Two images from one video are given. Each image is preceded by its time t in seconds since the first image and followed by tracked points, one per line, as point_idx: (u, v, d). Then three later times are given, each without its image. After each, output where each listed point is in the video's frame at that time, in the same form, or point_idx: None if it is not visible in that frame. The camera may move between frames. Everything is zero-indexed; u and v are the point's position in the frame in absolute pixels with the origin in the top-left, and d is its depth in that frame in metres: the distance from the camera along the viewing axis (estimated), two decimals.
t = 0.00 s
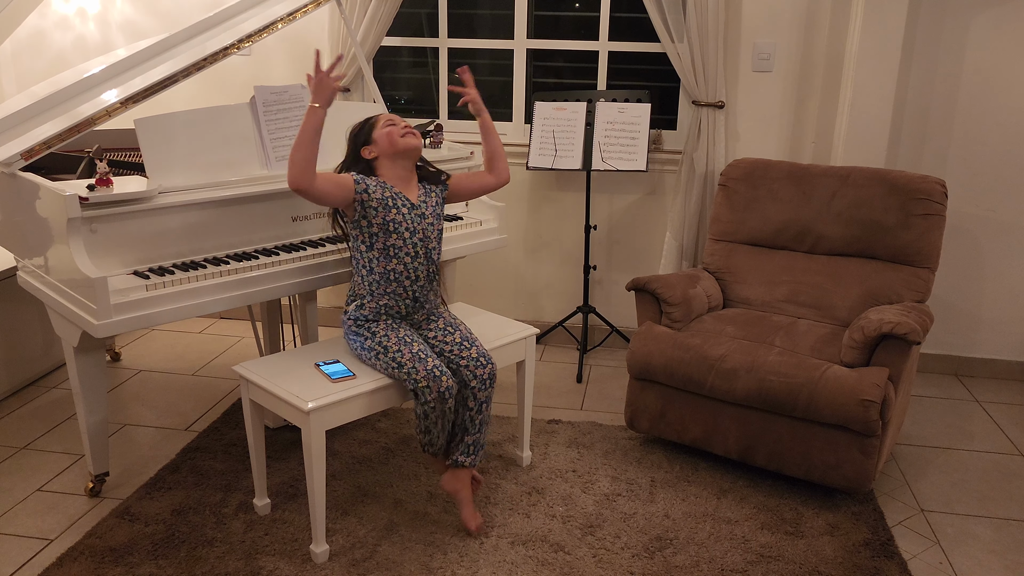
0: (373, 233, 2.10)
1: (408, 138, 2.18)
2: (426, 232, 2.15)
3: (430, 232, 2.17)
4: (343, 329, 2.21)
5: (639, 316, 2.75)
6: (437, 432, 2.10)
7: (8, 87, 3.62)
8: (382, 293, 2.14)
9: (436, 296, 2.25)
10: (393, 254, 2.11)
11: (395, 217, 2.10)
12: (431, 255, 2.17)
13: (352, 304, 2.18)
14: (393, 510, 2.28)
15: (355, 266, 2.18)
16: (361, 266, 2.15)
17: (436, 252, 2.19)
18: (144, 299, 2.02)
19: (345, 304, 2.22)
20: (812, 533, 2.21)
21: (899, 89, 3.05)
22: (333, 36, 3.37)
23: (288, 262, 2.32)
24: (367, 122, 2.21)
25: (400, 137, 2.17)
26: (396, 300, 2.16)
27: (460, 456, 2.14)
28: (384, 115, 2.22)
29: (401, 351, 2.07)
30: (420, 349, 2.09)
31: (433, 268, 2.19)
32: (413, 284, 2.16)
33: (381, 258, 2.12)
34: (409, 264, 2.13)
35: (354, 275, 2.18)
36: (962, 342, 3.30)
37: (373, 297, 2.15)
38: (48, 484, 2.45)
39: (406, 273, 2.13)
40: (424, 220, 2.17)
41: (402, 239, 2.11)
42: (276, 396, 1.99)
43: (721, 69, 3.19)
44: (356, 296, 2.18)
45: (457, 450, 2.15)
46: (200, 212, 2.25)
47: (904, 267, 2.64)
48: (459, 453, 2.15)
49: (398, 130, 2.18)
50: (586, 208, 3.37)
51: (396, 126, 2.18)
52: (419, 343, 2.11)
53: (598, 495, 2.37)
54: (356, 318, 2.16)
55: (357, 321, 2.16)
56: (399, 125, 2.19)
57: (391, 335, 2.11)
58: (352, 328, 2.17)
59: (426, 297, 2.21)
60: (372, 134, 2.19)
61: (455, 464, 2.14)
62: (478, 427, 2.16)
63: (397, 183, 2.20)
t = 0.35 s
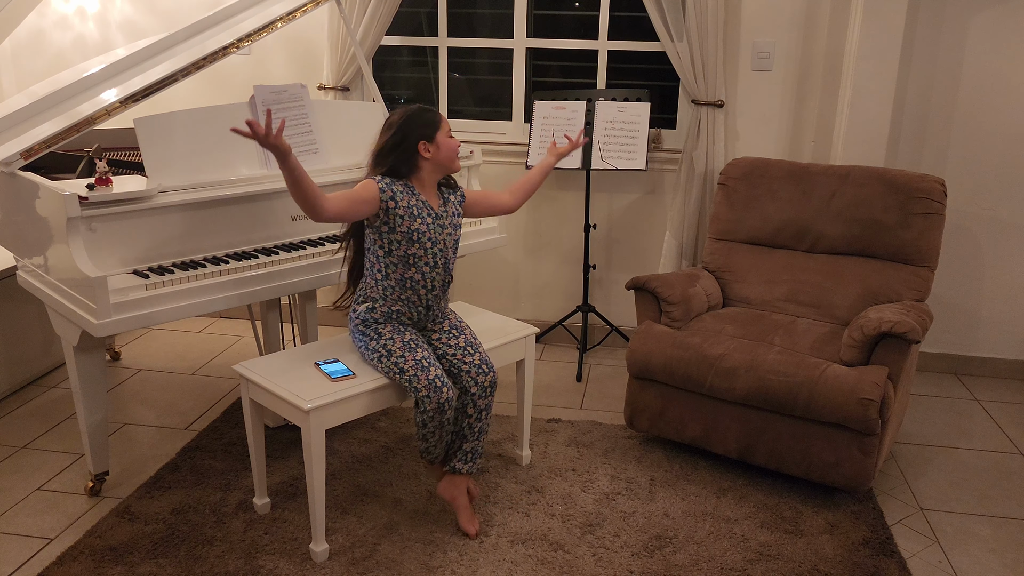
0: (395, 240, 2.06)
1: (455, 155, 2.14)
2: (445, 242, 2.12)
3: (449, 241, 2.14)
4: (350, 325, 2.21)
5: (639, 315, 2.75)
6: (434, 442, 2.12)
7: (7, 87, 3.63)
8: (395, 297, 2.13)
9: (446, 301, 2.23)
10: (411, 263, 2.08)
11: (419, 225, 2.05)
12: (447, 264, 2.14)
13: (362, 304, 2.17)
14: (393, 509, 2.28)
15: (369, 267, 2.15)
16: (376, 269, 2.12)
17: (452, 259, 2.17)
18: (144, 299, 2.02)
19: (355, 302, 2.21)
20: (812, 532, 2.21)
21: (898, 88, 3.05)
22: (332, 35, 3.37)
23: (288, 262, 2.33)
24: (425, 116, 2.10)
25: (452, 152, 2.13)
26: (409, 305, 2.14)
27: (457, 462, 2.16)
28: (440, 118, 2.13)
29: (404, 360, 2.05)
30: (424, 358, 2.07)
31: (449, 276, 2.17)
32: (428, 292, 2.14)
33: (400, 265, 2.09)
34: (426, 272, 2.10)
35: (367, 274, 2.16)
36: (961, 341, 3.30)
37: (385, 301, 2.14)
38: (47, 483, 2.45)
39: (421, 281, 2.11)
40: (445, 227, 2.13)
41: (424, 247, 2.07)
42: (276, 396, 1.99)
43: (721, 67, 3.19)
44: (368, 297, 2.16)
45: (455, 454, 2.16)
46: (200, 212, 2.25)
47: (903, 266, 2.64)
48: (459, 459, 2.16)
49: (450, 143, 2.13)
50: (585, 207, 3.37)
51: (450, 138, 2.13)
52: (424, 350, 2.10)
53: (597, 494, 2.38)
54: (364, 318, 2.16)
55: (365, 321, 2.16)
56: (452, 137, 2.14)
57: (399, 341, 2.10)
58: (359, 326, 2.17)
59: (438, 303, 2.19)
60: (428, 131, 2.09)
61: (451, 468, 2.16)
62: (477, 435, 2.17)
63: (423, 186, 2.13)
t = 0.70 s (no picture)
0: (399, 240, 2.06)
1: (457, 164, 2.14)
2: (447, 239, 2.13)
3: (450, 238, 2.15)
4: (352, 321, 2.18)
5: (639, 313, 2.75)
6: (432, 444, 2.13)
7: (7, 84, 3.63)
8: (402, 292, 2.11)
9: (450, 298, 2.21)
10: (417, 256, 2.07)
11: (420, 224, 2.08)
12: (450, 260, 2.15)
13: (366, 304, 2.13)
14: (393, 506, 2.28)
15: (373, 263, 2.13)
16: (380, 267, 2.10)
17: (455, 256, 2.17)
18: (144, 296, 2.02)
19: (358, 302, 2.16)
20: (811, 529, 2.21)
21: (898, 86, 3.05)
22: (332, 33, 3.37)
23: (288, 259, 2.33)
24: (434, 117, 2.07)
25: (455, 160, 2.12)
26: (416, 300, 2.12)
27: (459, 461, 2.16)
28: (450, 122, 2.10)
29: (404, 361, 2.05)
30: (425, 358, 2.07)
31: (454, 271, 2.17)
32: (434, 285, 2.12)
33: (406, 259, 2.07)
34: (431, 266, 2.10)
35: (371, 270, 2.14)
36: (961, 338, 3.31)
37: (390, 296, 2.11)
38: (48, 480, 2.45)
39: (428, 273, 2.10)
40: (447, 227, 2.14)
41: (427, 243, 2.08)
42: (276, 394, 1.99)
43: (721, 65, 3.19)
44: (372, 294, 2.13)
45: (455, 453, 2.16)
46: (200, 209, 2.25)
47: (903, 263, 2.64)
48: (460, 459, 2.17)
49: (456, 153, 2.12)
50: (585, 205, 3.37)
51: (456, 148, 2.11)
52: (426, 349, 2.09)
53: (597, 491, 2.38)
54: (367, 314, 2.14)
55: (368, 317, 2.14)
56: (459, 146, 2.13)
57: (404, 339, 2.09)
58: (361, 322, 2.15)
59: (443, 298, 2.18)
60: (436, 138, 2.06)
61: (451, 468, 2.17)
62: (477, 433, 2.16)
63: (422, 187, 2.13)
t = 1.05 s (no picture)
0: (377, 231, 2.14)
1: (413, 180, 2.14)
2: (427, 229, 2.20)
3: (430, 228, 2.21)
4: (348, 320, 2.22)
5: (638, 311, 2.75)
6: (440, 438, 2.11)
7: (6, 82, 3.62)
8: (389, 281, 2.17)
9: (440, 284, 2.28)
10: (399, 241, 2.15)
11: (399, 217, 2.14)
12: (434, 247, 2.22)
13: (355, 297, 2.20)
14: (392, 504, 2.28)
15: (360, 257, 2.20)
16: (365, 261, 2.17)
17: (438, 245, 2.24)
18: (143, 294, 2.02)
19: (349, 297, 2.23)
20: (810, 528, 2.21)
21: (898, 85, 3.06)
22: (331, 31, 3.36)
23: (287, 258, 2.32)
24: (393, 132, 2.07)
25: (410, 176, 2.13)
26: (404, 287, 2.18)
27: (472, 456, 2.15)
28: (410, 138, 2.09)
29: (403, 352, 2.06)
30: (423, 346, 2.08)
31: (438, 259, 2.23)
32: (420, 269, 2.19)
33: (386, 249, 2.15)
34: (412, 254, 2.16)
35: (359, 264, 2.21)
36: (959, 337, 3.31)
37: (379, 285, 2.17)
38: (47, 478, 2.45)
39: (411, 259, 2.17)
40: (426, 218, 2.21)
41: (405, 233, 2.15)
42: (276, 392, 1.99)
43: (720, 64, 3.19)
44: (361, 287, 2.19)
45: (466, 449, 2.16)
46: (199, 207, 2.25)
47: (902, 262, 2.65)
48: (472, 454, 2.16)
49: (412, 170, 2.12)
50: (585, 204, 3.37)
51: (411, 165, 2.11)
52: (425, 341, 2.11)
53: (596, 489, 2.38)
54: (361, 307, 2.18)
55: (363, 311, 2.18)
56: (417, 164, 2.12)
57: (396, 327, 2.13)
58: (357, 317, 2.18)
59: (432, 285, 2.24)
60: (388, 155, 2.08)
61: (468, 464, 2.16)
62: (485, 425, 2.16)
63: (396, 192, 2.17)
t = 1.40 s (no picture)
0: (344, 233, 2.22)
1: (352, 168, 2.22)
2: (395, 225, 2.27)
3: (398, 225, 2.28)
4: (333, 324, 2.26)
5: (637, 311, 2.75)
6: (449, 399, 2.07)
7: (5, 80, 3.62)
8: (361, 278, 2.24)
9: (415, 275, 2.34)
10: (365, 233, 2.21)
11: (364, 217, 2.22)
12: (403, 240, 2.30)
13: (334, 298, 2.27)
14: (390, 503, 2.28)
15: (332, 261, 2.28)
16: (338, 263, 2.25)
17: (405, 241, 2.31)
18: (142, 293, 2.02)
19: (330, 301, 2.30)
20: (808, 528, 2.22)
21: (896, 85, 3.06)
22: (331, 30, 3.36)
23: (285, 256, 2.32)
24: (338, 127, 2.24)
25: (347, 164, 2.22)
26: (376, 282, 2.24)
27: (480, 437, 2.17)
28: (348, 129, 2.22)
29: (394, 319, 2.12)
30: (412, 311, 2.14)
31: (406, 253, 2.30)
32: (389, 263, 2.25)
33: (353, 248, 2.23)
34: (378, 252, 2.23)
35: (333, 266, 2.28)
36: (958, 338, 3.31)
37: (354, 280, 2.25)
38: (46, 476, 2.45)
39: (377, 256, 2.23)
40: (391, 216, 2.28)
41: (371, 230, 2.22)
42: (275, 391, 1.99)
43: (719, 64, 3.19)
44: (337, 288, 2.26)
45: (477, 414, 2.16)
46: (198, 206, 2.24)
47: (901, 262, 2.65)
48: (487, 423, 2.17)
49: (349, 157, 2.21)
50: (584, 203, 3.37)
51: (349, 152, 2.21)
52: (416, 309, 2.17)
53: (595, 489, 2.38)
54: (343, 304, 2.24)
55: (346, 306, 2.23)
56: (353, 151, 2.21)
57: (377, 310, 2.18)
58: (342, 315, 2.23)
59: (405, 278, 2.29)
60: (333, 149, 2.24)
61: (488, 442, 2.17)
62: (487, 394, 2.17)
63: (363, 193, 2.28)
